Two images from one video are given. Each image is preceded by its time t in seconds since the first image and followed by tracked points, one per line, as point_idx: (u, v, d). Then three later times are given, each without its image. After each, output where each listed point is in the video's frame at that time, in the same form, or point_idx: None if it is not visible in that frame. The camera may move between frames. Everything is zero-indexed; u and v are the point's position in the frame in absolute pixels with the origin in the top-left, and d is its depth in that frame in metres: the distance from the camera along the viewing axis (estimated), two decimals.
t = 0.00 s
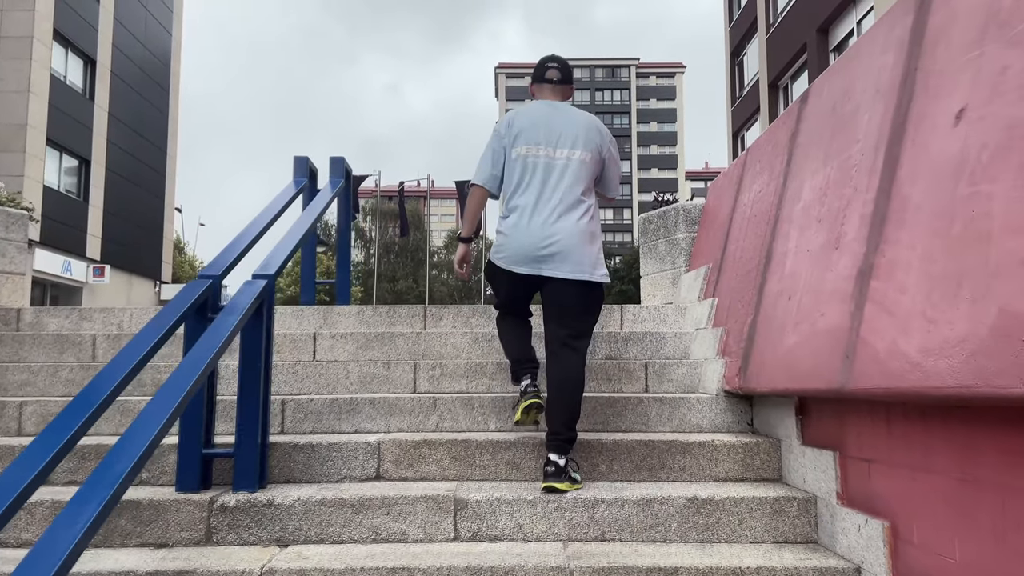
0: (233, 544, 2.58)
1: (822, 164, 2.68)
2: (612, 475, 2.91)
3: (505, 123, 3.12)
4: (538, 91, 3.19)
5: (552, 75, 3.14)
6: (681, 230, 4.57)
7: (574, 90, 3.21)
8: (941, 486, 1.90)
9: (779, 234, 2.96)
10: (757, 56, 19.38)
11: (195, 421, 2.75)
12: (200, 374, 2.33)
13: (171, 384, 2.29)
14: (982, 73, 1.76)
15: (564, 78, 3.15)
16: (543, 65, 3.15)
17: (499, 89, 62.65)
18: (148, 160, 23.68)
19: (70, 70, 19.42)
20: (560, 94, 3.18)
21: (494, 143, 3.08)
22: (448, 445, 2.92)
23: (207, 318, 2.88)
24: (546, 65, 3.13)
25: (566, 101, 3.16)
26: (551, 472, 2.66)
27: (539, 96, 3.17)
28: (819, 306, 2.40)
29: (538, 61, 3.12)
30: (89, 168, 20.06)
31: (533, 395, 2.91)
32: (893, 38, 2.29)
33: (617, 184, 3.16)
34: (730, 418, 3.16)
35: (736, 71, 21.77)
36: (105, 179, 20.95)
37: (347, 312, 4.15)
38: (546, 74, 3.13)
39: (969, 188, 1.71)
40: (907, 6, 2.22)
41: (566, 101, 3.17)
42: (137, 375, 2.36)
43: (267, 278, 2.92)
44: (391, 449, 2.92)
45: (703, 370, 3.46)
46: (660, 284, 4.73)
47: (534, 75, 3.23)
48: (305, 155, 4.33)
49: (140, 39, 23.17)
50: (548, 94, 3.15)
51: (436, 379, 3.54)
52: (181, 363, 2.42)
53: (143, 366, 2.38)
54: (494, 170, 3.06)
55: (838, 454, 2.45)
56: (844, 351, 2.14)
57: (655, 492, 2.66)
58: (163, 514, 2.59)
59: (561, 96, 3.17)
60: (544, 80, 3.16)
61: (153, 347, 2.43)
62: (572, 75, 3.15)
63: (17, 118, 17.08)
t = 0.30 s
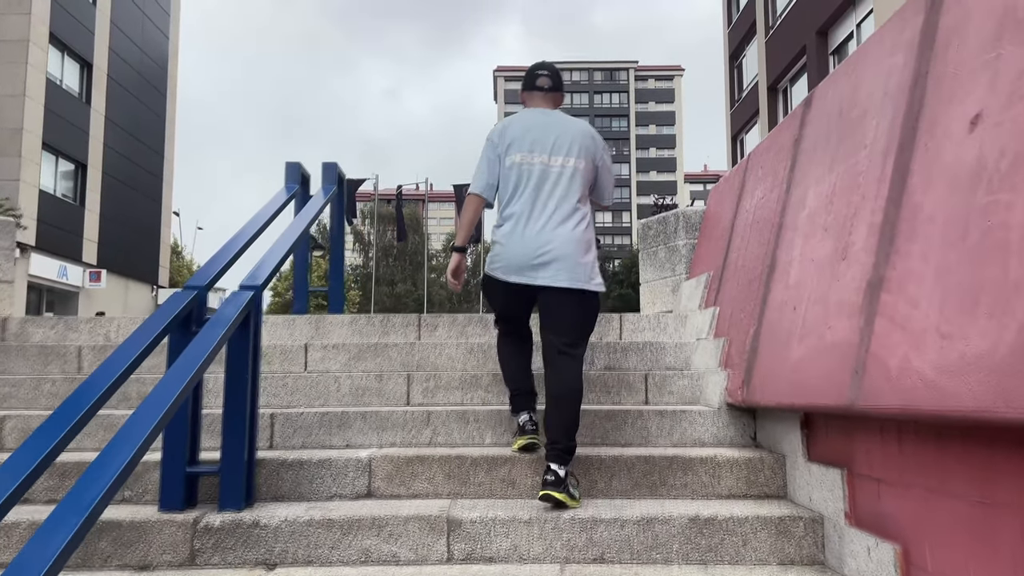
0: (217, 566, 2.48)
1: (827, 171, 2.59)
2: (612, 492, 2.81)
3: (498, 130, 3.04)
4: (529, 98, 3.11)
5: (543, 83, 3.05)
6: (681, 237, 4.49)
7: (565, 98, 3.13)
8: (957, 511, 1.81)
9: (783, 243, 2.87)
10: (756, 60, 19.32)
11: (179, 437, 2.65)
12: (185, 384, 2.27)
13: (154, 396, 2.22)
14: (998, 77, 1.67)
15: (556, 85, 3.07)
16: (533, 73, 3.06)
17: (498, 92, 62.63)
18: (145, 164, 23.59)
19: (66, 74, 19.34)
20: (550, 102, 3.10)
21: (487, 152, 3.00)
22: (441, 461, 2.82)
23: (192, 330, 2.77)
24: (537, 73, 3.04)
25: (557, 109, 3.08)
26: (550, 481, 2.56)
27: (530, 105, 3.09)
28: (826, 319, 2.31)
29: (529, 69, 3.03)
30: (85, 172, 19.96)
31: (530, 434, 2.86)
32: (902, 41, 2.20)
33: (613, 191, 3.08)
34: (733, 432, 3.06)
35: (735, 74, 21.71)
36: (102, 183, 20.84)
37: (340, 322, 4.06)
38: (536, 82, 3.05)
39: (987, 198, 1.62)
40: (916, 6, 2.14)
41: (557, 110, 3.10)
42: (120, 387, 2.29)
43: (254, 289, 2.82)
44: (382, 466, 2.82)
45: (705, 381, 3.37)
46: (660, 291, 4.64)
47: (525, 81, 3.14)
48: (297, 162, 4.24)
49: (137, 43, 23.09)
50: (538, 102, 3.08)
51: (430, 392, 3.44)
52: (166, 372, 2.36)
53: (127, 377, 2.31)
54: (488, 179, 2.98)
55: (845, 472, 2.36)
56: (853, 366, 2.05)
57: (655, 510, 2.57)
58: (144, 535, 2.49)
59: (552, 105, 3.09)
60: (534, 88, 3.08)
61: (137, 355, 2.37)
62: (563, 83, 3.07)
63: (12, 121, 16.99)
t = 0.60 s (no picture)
0: None
1: (833, 180, 2.52)
2: (612, 511, 2.73)
3: (488, 137, 3.00)
4: (518, 102, 3.05)
5: (532, 86, 3.00)
6: (681, 244, 4.41)
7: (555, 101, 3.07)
8: (971, 538, 1.74)
9: (787, 253, 2.79)
10: (756, 62, 19.26)
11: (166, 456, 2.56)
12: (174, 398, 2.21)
13: (142, 409, 2.16)
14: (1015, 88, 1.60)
15: (545, 88, 3.01)
16: (522, 76, 3.01)
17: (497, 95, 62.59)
18: (142, 168, 23.51)
19: (63, 78, 19.26)
20: (540, 105, 3.04)
21: (478, 158, 2.96)
22: (436, 478, 2.74)
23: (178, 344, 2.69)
24: (527, 76, 2.98)
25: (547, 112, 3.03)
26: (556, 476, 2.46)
27: (520, 108, 3.03)
28: (833, 335, 2.23)
29: (518, 71, 2.98)
30: (82, 176, 19.88)
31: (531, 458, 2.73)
32: (911, 48, 2.13)
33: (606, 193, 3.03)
34: (736, 447, 2.99)
35: (734, 77, 21.66)
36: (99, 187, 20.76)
37: (334, 332, 3.98)
38: (526, 85, 3.00)
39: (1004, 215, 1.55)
40: (926, 12, 2.07)
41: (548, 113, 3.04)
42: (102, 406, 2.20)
43: (243, 303, 2.75)
44: (376, 483, 2.75)
45: (707, 394, 3.29)
46: (660, 299, 4.57)
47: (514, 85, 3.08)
48: (290, 169, 4.17)
49: (134, 46, 23.00)
50: (528, 106, 3.02)
51: (426, 405, 3.36)
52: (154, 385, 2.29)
53: (110, 396, 2.22)
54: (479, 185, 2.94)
55: (853, 493, 2.28)
56: (862, 385, 1.98)
57: (657, 530, 2.49)
58: (129, 558, 2.41)
59: (542, 108, 3.03)
60: (524, 92, 3.02)
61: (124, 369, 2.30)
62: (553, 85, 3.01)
63: (9, 126, 16.90)
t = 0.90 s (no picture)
0: None
1: (838, 190, 2.46)
2: (612, 529, 2.65)
3: (480, 138, 3.02)
4: (513, 100, 3.06)
5: (527, 84, 2.99)
6: (683, 252, 4.35)
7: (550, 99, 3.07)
8: (987, 566, 1.67)
9: (791, 264, 2.73)
10: (755, 66, 19.22)
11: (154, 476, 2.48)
12: (163, 413, 2.13)
13: (130, 425, 2.07)
14: None
15: (540, 86, 3.00)
16: (518, 74, 3.01)
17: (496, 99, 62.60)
18: (141, 172, 23.47)
19: (62, 83, 19.21)
20: (535, 103, 3.03)
21: (470, 160, 2.99)
22: (432, 495, 2.67)
23: (167, 360, 2.60)
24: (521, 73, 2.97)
25: (541, 111, 3.02)
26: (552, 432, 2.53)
27: (514, 107, 3.04)
28: (839, 350, 2.17)
29: (512, 69, 2.98)
30: (80, 181, 19.82)
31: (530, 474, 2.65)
32: (919, 55, 2.07)
33: (599, 190, 3.04)
34: (739, 462, 2.92)
35: (734, 80, 21.62)
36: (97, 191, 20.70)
37: (329, 342, 3.92)
38: (520, 83, 2.99)
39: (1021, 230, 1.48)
40: (934, 19, 2.01)
41: (543, 111, 3.05)
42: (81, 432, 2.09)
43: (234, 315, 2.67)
44: (370, 501, 2.68)
45: (709, 406, 3.23)
46: (660, 308, 4.50)
47: (508, 83, 3.09)
48: (286, 177, 4.11)
49: (133, 50, 22.96)
50: (522, 104, 3.02)
51: (422, 418, 3.30)
52: (143, 400, 2.20)
53: (90, 421, 2.11)
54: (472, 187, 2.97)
55: (861, 512, 2.21)
56: (872, 404, 1.91)
57: (659, 550, 2.42)
58: None
59: (536, 106, 3.03)
60: (519, 90, 3.02)
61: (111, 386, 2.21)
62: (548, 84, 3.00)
63: (7, 130, 16.85)
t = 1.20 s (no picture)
0: None
1: (845, 197, 2.40)
2: (614, 544, 2.58)
3: (476, 137, 2.98)
4: (512, 98, 3.06)
5: (525, 81, 3.00)
6: (684, 258, 4.29)
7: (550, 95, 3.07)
8: None
9: (796, 272, 2.67)
10: (755, 70, 19.18)
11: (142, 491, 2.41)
12: (153, 425, 2.05)
13: (118, 437, 1.99)
14: None
15: (538, 83, 3.00)
16: (516, 72, 3.02)
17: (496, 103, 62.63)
18: (140, 177, 23.42)
19: (60, 87, 19.17)
20: (533, 100, 3.03)
21: (466, 160, 2.96)
22: (429, 510, 2.61)
23: (157, 372, 2.53)
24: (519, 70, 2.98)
25: (539, 107, 3.02)
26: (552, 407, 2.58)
27: (513, 104, 3.03)
28: (848, 363, 2.11)
29: (510, 66, 3.00)
30: (79, 185, 19.77)
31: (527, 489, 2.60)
32: (929, 59, 2.01)
33: (597, 187, 2.99)
34: (743, 474, 2.85)
35: (734, 84, 21.59)
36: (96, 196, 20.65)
37: (325, 350, 3.85)
38: (519, 80, 3.00)
39: None
40: (944, 22, 1.95)
41: (542, 107, 3.05)
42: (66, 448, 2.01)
43: (225, 326, 2.61)
44: (365, 516, 2.61)
45: (712, 417, 3.16)
46: (662, 315, 4.44)
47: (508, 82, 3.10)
48: (280, 182, 4.04)
49: (131, 54, 22.94)
50: (520, 101, 3.02)
51: (419, 429, 3.23)
52: (131, 413, 2.12)
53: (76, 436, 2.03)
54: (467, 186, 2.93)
55: (871, 530, 2.14)
56: (882, 420, 1.85)
57: (663, 568, 2.35)
58: None
59: (535, 102, 3.02)
60: (517, 87, 3.03)
61: (98, 399, 2.13)
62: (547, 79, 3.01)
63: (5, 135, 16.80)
